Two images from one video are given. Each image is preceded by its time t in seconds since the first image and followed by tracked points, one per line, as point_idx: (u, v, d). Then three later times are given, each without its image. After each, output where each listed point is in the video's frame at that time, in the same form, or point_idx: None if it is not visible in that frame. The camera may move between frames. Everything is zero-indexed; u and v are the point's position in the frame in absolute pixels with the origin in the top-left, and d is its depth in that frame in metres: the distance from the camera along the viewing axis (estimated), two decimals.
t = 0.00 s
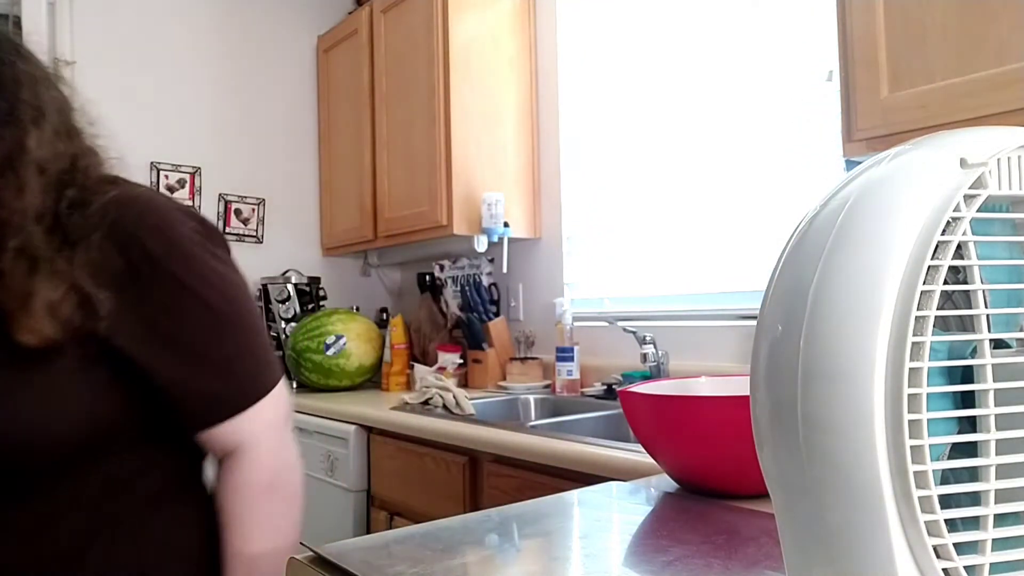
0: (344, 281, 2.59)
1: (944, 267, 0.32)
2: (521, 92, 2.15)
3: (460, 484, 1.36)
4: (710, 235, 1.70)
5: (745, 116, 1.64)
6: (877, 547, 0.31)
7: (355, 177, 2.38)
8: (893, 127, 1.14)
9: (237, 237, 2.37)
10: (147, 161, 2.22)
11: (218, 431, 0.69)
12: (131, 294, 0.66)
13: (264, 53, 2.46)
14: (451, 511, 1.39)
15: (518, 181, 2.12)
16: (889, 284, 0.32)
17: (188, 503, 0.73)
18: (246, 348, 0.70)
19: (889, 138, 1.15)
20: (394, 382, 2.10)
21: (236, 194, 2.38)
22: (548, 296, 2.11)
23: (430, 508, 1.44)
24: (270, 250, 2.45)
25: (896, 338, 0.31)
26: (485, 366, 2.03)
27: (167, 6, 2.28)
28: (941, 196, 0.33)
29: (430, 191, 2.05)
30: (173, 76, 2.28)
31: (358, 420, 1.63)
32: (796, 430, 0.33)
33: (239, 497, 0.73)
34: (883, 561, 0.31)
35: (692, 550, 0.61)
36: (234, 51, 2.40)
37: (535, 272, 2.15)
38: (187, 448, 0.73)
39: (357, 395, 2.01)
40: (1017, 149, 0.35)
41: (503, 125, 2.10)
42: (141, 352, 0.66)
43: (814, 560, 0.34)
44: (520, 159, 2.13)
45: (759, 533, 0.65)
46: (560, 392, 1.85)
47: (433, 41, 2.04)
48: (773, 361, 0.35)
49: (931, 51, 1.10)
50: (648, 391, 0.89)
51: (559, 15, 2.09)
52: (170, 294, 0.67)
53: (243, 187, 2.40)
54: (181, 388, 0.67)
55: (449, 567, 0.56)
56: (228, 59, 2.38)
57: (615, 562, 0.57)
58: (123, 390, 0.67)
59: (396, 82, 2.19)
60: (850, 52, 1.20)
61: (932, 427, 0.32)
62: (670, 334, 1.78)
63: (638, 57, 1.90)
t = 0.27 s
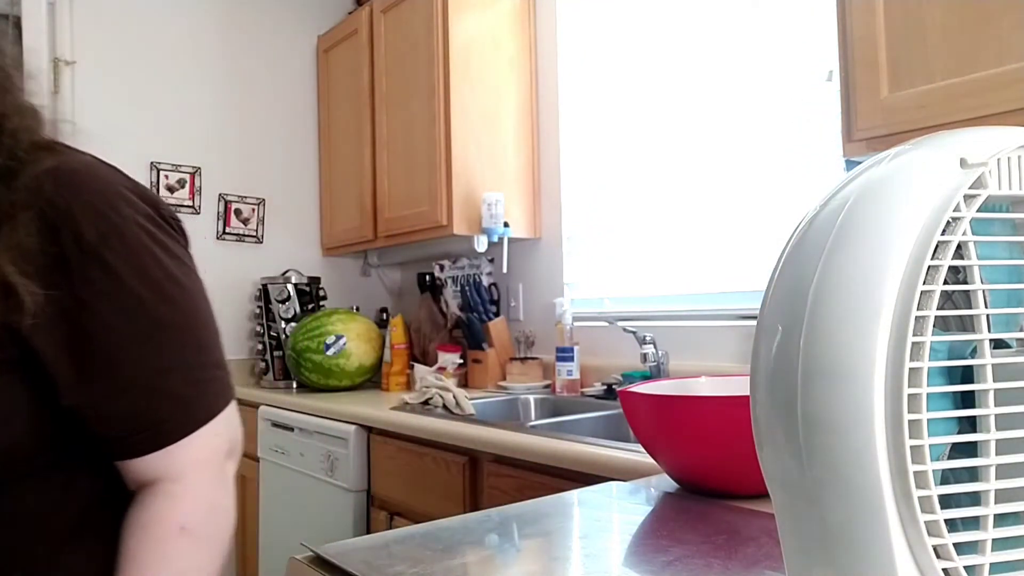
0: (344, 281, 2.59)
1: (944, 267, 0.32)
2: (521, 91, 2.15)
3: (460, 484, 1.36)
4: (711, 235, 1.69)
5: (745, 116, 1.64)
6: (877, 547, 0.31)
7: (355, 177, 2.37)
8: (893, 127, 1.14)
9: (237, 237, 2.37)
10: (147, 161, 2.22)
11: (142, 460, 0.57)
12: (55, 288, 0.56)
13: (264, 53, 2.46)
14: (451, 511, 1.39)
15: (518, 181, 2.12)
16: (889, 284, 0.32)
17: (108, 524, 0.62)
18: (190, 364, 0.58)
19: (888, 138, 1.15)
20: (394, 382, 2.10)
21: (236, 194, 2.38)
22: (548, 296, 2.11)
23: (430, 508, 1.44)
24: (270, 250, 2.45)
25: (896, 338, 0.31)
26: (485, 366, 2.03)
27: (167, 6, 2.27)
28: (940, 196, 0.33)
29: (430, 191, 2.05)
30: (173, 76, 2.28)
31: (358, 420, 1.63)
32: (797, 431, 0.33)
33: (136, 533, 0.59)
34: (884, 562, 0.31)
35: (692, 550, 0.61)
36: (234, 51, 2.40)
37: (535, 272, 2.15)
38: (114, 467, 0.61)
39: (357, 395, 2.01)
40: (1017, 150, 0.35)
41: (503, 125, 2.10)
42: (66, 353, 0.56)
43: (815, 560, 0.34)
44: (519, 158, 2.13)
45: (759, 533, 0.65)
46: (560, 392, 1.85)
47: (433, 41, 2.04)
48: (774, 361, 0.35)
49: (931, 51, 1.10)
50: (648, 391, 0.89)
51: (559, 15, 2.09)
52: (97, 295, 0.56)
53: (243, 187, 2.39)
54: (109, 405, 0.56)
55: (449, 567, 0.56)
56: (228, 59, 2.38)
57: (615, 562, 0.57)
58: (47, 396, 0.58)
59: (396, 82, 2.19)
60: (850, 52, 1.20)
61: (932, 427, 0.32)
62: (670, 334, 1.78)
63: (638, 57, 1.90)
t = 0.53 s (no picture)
0: (344, 281, 2.59)
1: (944, 267, 0.32)
2: (521, 91, 2.15)
3: (460, 484, 1.36)
4: (711, 235, 1.69)
5: (745, 117, 1.64)
6: (876, 548, 0.31)
7: (355, 177, 2.37)
8: (893, 126, 1.13)
9: (238, 237, 2.37)
10: (148, 161, 2.21)
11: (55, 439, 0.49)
12: None
13: (264, 53, 2.45)
14: (451, 511, 1.39)
15: (518, 180, 2.12)
16: (889, 284, 0.32)
17: None
18: (65, 347, 0.50)
19: (888, 138, 1.15)
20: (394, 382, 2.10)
21: (236, 194, 2.37)
22: (548, 296, 2.11)
23: (430, 508, 1.44)
24: (270, 250, 2.44)
25: (896, 338, 0.31)
26: (485, 366, 2.02)
27: (167, 6, 2.27)
28: (940, 195, 0.33)
29: (430, 192, 2.04)
30: (173, 76, 2.27)
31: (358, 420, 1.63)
32: (797, 431, 0.33)
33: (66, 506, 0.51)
34: (884, 562, 0.31)
35: (692, 550, 0.61)
36: (234, 51, 2.40)
37: (535, 272, 2.15)
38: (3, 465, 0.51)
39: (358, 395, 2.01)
40: (1017, 149, 0.35)
41: (504, 125, 2.10)
42: None
43: (815, 560, 0.34)
44: (519, 158, 2.13)
45: (759, 533, 0.65)
46: (560, 392, 1.85)
47: (433, 41, 2.04)
48: (774, 361, 0.35)
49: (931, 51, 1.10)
50: (648, 391, 0.89)
51: (559, 16, 2.09)
52: None
53: (243, 187, 2.39)
54: None
55: (449, 567, 0.56)
56: (227, 59, 2.38)
57: (615, 562, 0.57)
58: None
59: (396, 82, 2.19)
60: (851, 51, 1.20)
61: (932, 427, 0.32)
62: (670, 334, 1.78)
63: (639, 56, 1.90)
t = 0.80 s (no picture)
0: (344, 281, 2.59)
1: (944, 267, 0.32)
2: (521, 91, 2.15)
3: (460, 484, 1.36)
4: (711, 235, 1.69)
5: (745, 117, 1.64)
6: (877, 548, 0.31)
7: (355, 177, 2.37)
8: (894, 126, 1.13)
9: (237, 237, 2.37)
10: (148, 161, 2.21)
11: None
12: None
13: (263, 53, 2.45)
14: (451, 511, 1.39)
15: (518, 180, 2.12)
16: (890, 284, 0.32)
17: None
18: None
19: (888, 139, 1.15)
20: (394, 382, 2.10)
21: (236, 194, 2.37)
22: (548, 296, 2.11)
23: (430, 508, 1.44)
24: (270, 250, 2.44)
25: (897, 337, 0.31)
26: (485, 366, 2.02)
27: (166, 6, 2.27)
28: (940, 195, 0.33)
29: (430, 192, 2.04)
30: (174, 76, 2.27)
31: (358, 420, 1.63)
32: (797, 431, 0.33)
33: None
34: (884, 562, 0.31)
35: (692, 549, 0.61)
36: (234, 52, 2.40)
37: (535, 272, 2.15)
38: None
39: (358, 395, 2.01)
40: (1016, 149, 0.35)
41: (503, 125, 2.10)
42: None
43: (815, 560, 0.34)
44: (519, 158, 2.13)
45: (759, 533, 0.65)
46: (560, 392, 1.85)
47: (433, 41, 2.03)
48: (775, 361, 0.35)
49: (931, 50, 1.10)
50: (648, 391, 0.89)
51: (559, 16, 2.10)
52: None
53: (243, 187, 2.39)
54: None
55: (449, 567, 0.56)
56: (227, 59, 2.38)
57: (614, 562, 0.57)
58: None
59: (396, 82, 2.19)
60: (850, 52, 1.20)
61: (932, 427, 0.32)
62: (670, 334, 1.78)
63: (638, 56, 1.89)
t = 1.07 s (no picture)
0: (344, 281, 2.59)
1: (944, 267, 0.32)
2: (521, 91, 2.15)
3: (460, 484, 1.36)
4: (711, 236, 1.69)
5: (745, 117, 1.64)
6: (877, 548, 0.31)
7: (355, 177, 2.37)
8: (894, 126, 1.13)
9: (237, 237, 2.37)
10: (148, 161, 2.21)
11: None
12: None
13: (264, 53, 2.46)
14: (451, 511, 1.39)
15: (518, 180, 2.12)
16: (890, 284, 0.32)
17: None
18: None
19: (888, 139, 1.15)
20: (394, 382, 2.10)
21: (236, 194, 2.37)
22: (548, 296, 2.11)
23: (430, 508, 1.44)
24: (270, 250, 2.44)
25: (897, 337, 0.31)
26: (485, 366, 2.02)
27: (166, 6, 2.27)
28: (941, 195, 0.33)
29: (430, 192, 2.04)
30: (174, 76, 2.28)
31: (358, 420, 1.63)
32: (797, 431, 0.33)
33: None
34: (883, 562, 0.31)
35: (692, 549, 0.61)
36: (234, 52, 2.40)
37: (535, 272, 2.15)
38: None
39: (358, 395, 2.01)
40: (1016, 150, 0.35)
41: (503, 125, 2.10)
42: None
43: (815, 560, 0.34)
44: (519, 158, 2.13)
45: (759, 533, 0.65)
46: (560, 392, 1.85)
47: (433, 41, 2.04)
48: (775, 361, 0.35)
49: (931, 50, 1.10)
50: (648, 391, 0.89)
51: (559, 16, 2.10)
52: None
53: (243, 187, 2.39)
54: None
55: (449, 567, 0.56)
56: (227, 59, 2.38)
57: (614, 562, 0.57)
58: None
59: (396, 82, 2.19)
60: (850, 52, 1.20)
61: (932, 427, 0.32)
62: (670, 334, 1.78)
63: (639, 56, 1.89)
